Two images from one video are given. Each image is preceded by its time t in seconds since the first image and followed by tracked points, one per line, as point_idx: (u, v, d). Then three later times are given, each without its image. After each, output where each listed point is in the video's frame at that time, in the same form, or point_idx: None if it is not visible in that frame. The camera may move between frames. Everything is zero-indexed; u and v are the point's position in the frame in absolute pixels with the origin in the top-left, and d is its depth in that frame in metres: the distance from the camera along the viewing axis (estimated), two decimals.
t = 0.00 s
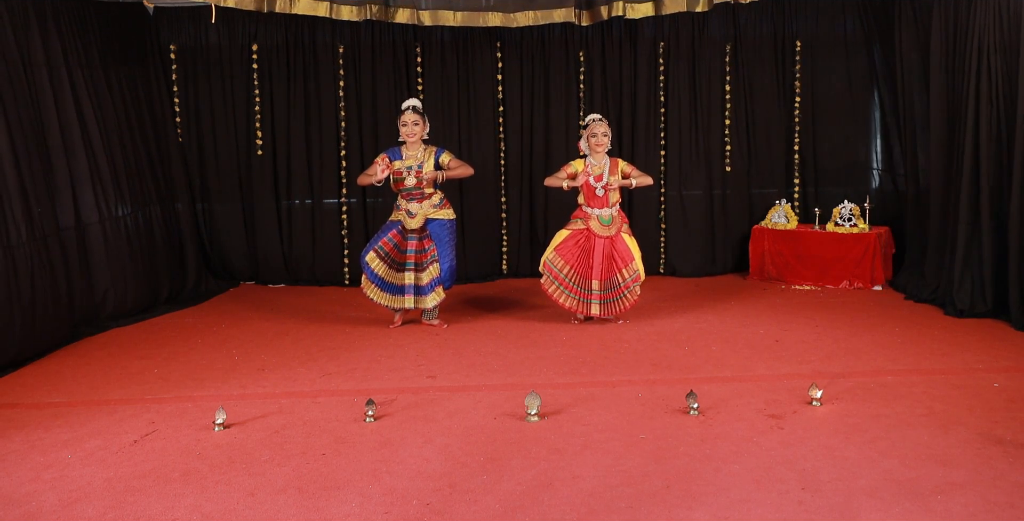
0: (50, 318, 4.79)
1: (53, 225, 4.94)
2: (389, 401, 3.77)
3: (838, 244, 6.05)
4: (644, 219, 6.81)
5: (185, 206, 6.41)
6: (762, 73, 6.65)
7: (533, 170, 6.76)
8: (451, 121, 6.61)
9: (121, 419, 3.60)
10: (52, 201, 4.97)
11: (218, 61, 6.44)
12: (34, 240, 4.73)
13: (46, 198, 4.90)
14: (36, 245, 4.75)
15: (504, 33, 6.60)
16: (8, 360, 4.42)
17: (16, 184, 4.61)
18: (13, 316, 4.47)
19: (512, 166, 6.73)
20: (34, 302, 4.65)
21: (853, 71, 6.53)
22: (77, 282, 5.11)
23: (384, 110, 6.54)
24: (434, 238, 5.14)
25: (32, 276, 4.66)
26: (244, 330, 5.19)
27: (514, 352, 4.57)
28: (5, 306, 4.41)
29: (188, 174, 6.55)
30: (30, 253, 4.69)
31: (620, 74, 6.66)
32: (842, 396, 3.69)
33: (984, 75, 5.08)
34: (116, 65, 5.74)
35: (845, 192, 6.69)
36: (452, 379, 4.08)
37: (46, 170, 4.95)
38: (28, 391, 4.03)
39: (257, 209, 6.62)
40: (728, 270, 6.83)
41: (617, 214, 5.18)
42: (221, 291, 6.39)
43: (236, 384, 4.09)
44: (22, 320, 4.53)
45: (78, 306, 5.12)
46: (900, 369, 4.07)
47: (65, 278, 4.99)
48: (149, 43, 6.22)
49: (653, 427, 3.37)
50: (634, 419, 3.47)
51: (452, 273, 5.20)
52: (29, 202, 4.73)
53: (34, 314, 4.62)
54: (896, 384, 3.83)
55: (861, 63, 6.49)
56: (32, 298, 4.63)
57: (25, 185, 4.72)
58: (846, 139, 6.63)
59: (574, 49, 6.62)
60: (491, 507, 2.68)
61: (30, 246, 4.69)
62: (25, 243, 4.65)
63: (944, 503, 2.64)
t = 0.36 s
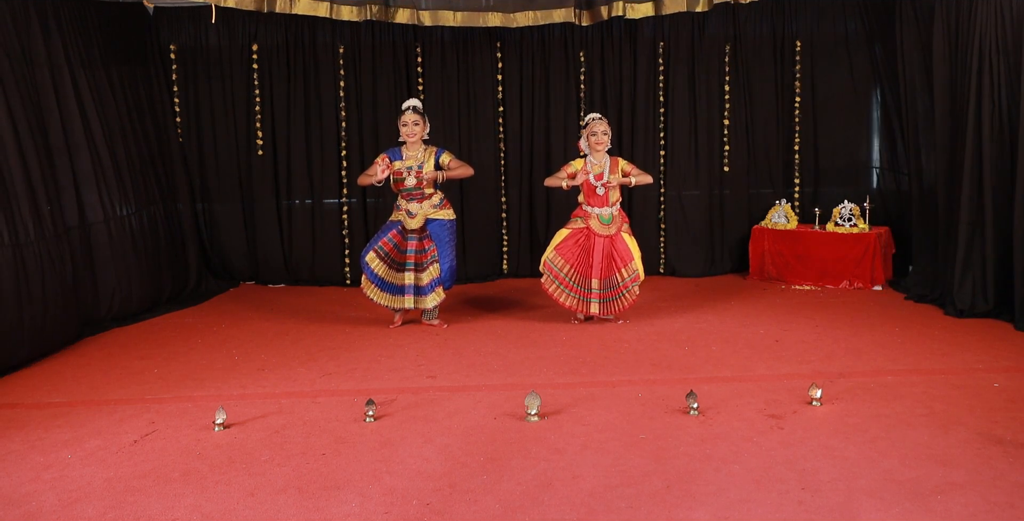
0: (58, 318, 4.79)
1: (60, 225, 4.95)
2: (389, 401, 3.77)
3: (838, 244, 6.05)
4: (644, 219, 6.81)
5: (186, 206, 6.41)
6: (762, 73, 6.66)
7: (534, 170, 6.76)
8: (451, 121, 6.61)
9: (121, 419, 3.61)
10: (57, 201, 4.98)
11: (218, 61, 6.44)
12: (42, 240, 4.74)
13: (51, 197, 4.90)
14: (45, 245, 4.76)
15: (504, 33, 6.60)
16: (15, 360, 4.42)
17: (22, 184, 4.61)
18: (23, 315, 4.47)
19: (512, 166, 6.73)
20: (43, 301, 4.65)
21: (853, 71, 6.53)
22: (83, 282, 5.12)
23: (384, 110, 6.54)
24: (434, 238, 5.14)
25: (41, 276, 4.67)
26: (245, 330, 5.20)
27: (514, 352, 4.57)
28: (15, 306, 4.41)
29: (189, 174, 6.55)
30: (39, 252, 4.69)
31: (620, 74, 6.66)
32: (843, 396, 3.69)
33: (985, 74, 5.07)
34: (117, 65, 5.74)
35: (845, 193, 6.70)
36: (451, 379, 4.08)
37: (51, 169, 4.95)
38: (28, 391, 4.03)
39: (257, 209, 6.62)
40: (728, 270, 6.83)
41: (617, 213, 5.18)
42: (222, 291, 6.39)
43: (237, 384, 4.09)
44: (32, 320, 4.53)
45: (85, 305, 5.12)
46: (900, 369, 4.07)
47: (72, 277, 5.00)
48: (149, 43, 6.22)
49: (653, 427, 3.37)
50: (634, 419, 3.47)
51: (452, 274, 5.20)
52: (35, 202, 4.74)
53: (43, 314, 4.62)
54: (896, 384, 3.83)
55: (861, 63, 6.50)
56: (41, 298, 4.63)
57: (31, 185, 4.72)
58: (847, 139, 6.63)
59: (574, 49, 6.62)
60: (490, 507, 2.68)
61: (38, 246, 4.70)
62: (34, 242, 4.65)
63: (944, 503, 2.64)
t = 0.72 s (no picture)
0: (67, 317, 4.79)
1: (68, 224, 4.95)
2: (389, 401, 3.77)
3: (837, 244, 6.05)
4: (644, 219, 6.81)
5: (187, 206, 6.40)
6: (761, 73, 6.66)
7: (534, 169, 6.76)
8: (451, 121, 6.61)
9: (121, 419, 3.61)
10: (65, 200, 4.98)
11: (218, 61, 6.44)
12: (53, 239, 4.74)
13: (59, 197, 4.91)
14: (56, 244, 4.76)
15: (504, 33, 6.60)
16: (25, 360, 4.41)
17: (31, 184, 4.61)
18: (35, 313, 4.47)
19: (512, 166, 6.73)
20: (54, 300, 4.65)
21: (853, 71, 6.53)
22: (91, 280, 5.12)
23: (384, 111, 6.54)
24: (434, 238, 5.14)
25: (54, 275, 4.68)
26: (244, 330, 5.20)
27: (515, 352, 4.57)
28: (27, 304, 4.41)
29: (189, 174, 6.55)
30: (50, 252, 4.70)
31: (620, 73, 6.66)
32: (843, 396, 3.69)
33: (987, 74, 5.05)
34: (119, 65, 5.74)
35: (846, 193, 6.70)
36: (451, 379, 4.08)
37: (57, 169, 4.95)
38: (29, 391, 4.03)
39: (258, 208, 6.62)
40: (729, 270, 6.83)
41: (617, 211, 5.18)
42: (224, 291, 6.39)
43: (237, 384, 4.09)
44: (44, 318, 4.53)
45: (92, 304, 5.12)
46: (900, 369, 4.07)
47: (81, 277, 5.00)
48: (150, 43, 6.21)
49: (653, 427, 3.37)
50: (634, 419, 3.47)
51: (452, 273, 5.20)
52: (45, 201, 4.74)
53: (56, 312, 4.62)
54: (896, 384, 3.83)
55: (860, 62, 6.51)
56: (52, 296, 4.63)
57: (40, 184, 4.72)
58: (847, 139, 6.63)
59: (574, 50, 6.62)
60: (491, 507, 2.68)
61: (49, 245, 4.71)
62: (45, 242, 4.66)
63: (944, 503, 2.63)
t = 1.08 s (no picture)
0: (74, 317, 4.78)
1: (75, 224, 4.96)
2: (389, 401, 3.77)
3: (838, 244, 6.04)
4: (645, 219, 6.81)
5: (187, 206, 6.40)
6: (761, 73, 6.67)
7: (534, 169, 6.76)
8: (451, 121, 6.61)
9: (120, 419, 3.61)
10: (73, 199, 4.99)
11: (218, 61, 6.44)
12: (61, 239, 4.74)
13: (66, 196, 4.91)
14: (64, 244, 4.76)
15: (504, 33, 6.61)
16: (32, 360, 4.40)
17: (38, 183, 4.62)
18: (44, 313, 4.46)
19: (512, 166, 6.74)
20: (62, 300, 4.65)
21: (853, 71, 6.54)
22: (98, 279, 5.12)
23: (385, 111, 6.55)
24: (434, 238, 5.14)
25: (62, 274, 4.68)
26: (245, 330, 5.20)
27: (515, 352, 4.57)
28: (37, 304, 4.40)
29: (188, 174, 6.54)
30: (59, 252, 4.70)
31: (620, 73, 6.66)
32: (843, 396, 3.69)
33: (988, 75, 5.04)
34: (120, 66, 5.74)
35: (846, 193, 6.69)
36: (452, 379, 4.08)
37: (65, 169, 4.96)
38: (29, 391, 4.03)
39: (259, 208, 6.62)
40: (729, 270, 6.83)
41: (617, 210, 5.18)
42: (225, 292, 6.39)
43: (237, 384, 4.09)
44: (51, 318, 4.52)
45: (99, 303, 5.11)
46: (900, 369, 4.07)
47: (89, 277, 5.00)
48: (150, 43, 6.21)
49: (653, 427, 3.37)
50: (634, 419, 3.47)
51: (452, 273, 5.20)
52: (53, 200, 4.75)
53: (62, 311, 4.62)
54: (896, 384, 3.83)
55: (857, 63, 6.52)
56: (60, 295, 4.63)
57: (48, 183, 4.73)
58: (848, 139, 6.63)
59: (574, 50, 6.62)
60: (491, 507, 2.68)
61: (58, 245, 4.71)
62: (53, 241, 4.66)
63: (944, 503, 2.63)
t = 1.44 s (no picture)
0: (75, 316, 4.77)
1: (82, 222, 4.96)
2: (389, 401, 3.77)
3: (838, 244, 6.04)
4: (645, 219, 6.82)
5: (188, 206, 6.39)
6: (761, 73, 6.68)
7: (535, 169, 6.76)
8: (451, 122, 6.61)
9: (120, 419, 3.61)
10: (79, 197, 4.99)
11: (218, 61, 6.44)
12: (67, 237, 4.74)
13: (72, 195, 4.91)
14: (71, 243, 4.76)
15: (504, 33, 6.61)
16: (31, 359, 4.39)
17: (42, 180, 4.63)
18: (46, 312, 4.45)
19: (512, 166, 6.74)
20: (66, 299, 4.64)
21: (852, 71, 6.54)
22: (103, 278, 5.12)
23: (385, 111, 6.55)
24: (434, 238, 5.14)
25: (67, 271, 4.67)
26: (245, 330, 5.20)
27: (515, 352, 4.57)
28: (41, 303, 4.39)
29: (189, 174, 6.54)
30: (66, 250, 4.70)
31: (620, 72, 6.66)
32: (843, 396, 3.69)
33: (987, 75, 5.04)
34: (122, 66, 5.75)
35: (846, 193, 6.69)
36: (452, 379, 4.08)
37: (70, 167, 4.96)
38: (29, 391, 4.03)
39: (261, 208, 6.61)
40: (729, 269, 6.83)
41: (617, 210, 5.18)
42: (227, 292, 6.39)
43: (237, 384, 4.09)
44: (52, 317, 4.51)
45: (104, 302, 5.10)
46: (901, 369, 4.07)
47: (94, 276, 5.00)
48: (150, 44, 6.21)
49: (653, 427, 3.37)
50: (634, 419, 3.47)
51: (452, 273, 5.19)
52: (58, 196, 4.76)
53: (64, 309, 4.61)
54: (896, 384, 3.82)
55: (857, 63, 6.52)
56: (65, 293, 4.62)
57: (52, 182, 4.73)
58: (848, 139, 6.62)
59: (574, 50, 6.62)
60: (491, 507, 2.68)
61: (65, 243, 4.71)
62: (60, 240, 4.65)
63: (944, 504, 2.63)
